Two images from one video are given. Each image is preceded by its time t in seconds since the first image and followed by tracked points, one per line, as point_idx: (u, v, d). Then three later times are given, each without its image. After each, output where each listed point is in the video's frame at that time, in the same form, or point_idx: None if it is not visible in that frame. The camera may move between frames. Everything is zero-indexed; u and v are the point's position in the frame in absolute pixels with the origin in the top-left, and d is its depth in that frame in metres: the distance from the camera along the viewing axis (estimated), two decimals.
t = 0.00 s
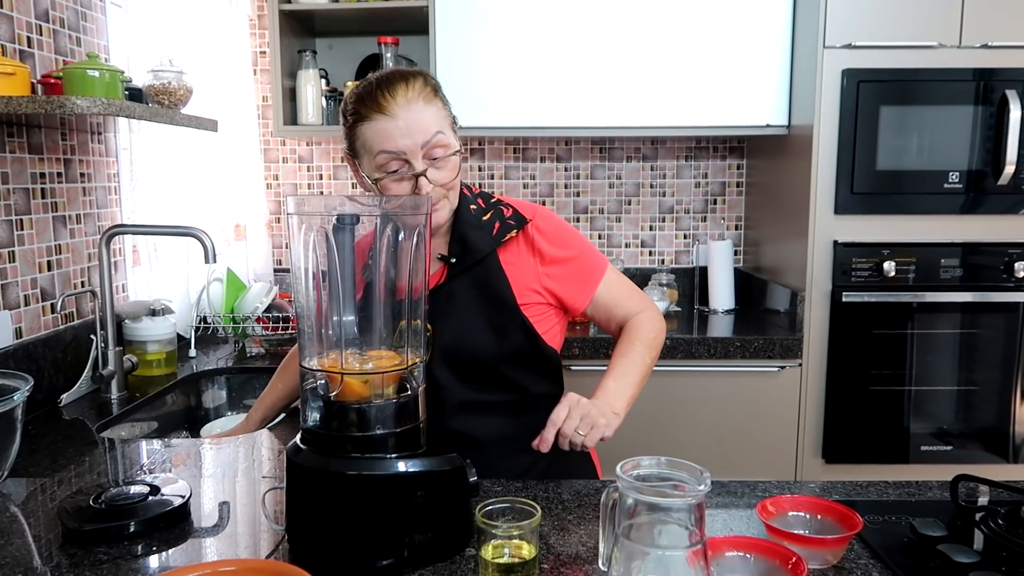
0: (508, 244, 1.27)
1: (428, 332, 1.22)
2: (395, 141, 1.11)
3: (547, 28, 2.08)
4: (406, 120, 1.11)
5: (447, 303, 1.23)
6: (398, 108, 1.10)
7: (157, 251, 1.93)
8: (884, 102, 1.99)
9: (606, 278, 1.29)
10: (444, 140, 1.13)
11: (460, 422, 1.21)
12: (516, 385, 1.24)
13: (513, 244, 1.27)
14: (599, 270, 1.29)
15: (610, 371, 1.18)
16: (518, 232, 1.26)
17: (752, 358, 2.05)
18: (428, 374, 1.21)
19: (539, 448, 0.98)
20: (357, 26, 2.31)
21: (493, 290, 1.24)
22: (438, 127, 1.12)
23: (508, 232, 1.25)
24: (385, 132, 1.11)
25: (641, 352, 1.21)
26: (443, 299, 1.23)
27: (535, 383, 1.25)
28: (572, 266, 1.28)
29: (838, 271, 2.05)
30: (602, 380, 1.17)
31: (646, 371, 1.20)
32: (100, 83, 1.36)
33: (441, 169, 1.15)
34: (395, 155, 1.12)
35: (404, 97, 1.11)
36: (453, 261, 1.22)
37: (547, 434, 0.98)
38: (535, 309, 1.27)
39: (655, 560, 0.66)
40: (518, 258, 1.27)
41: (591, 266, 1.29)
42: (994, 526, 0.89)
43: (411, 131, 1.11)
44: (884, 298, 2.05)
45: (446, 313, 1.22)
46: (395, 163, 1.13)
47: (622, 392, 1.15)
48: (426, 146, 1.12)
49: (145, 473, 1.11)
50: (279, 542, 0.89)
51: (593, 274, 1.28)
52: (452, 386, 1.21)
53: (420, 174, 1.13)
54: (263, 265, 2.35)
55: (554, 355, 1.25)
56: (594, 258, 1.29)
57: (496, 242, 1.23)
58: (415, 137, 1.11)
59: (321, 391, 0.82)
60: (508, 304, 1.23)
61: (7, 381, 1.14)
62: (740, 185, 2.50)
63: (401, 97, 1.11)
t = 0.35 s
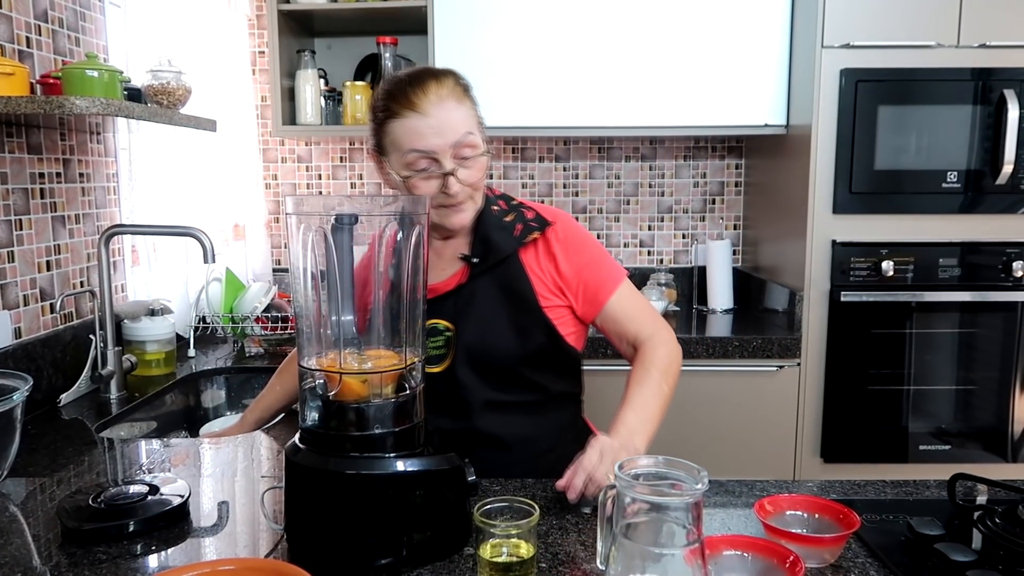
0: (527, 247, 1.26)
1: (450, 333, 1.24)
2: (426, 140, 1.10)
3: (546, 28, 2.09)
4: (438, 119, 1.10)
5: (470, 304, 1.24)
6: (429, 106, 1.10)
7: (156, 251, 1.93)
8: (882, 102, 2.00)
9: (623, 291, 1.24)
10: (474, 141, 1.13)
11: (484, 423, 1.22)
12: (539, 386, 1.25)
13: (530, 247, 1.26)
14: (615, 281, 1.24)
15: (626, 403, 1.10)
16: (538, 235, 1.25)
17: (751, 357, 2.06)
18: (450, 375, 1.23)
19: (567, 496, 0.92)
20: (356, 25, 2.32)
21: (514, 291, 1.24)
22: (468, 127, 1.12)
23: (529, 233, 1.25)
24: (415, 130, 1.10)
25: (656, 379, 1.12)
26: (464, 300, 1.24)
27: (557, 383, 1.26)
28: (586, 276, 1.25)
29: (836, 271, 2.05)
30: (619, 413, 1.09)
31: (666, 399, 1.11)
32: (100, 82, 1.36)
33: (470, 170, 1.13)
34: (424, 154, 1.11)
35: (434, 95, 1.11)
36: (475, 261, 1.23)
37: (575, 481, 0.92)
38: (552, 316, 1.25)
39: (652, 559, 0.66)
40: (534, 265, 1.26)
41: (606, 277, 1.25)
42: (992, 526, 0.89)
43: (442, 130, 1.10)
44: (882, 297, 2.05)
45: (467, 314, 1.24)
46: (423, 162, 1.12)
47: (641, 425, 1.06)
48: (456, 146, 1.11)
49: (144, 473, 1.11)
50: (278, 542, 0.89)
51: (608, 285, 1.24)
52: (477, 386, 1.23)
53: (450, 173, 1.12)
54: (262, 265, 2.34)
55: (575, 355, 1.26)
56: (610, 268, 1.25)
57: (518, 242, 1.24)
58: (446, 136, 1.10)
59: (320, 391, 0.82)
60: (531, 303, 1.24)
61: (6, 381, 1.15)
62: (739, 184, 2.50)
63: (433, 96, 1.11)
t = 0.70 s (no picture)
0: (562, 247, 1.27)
1: (481, 332, 1.24)
2: (457, 138, 1.13)
3: (543, 28, 2.09)
4: (471, 118, 1.12)
5: (502, 304, 1.24)
6: (464, 105, 1.12)
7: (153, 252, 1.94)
8: (879, 102, 2.00)
9: (660, 294, 1.23)
10: (506, 143, 1.15)
11: (510, 424, 1.22)
12: (571, 386, 1.25)
13: (564, 247, 1.26)
14: (652, 283, 1.23)
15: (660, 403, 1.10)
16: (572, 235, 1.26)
17: (749, 357, 2.06)
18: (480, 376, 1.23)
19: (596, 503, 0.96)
20: (353, 26, 2.32)
21: (547, 290, 1.24)
22: (501, 129, 1.14)
23: (563, 233, 1.25)
24: (448, 127, 1.13)
25: (691, 381, 1.12)
26: (495, 299, 1.24)
27: (588, 385, 1.26)
28: (621, 277, 1.24)
29: (833, 271, 2.05)
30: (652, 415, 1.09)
31: (700, 403, 1.12)
32: (97, 83, 1.36)
33: (499, 172, 1.16)
34: (455, 152, 1.14)
35: (470, 93, 1.13)
36: (507, 260, 1.24)
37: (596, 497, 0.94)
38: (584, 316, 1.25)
39: (649, 560, 0.66)
40: (570, 266, 1.26)
41: (641, 279, 1.24)
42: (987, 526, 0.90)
43: (474, 130, 1.13)
44: (879, 297, 2.05)
45: (497, 313, 1.24)
46: (454, 159, 1.15)
47: (674, 427, 1.07)
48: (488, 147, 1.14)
49: (142, 474, 1.11)
50: (276, 542, 0.89)
51: (643, 287, 1.23)
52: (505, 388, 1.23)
53: (478, 174, 1.15)
54: (260, 267, 2.28)
55: (609, 357, 1.25)
56: (645, 270, 1.25)
57: (551, 242, 1.24)
58: (478, 137, 1.13)
59: (318, 392, 0.83)
60: (563, 303, 1.23)
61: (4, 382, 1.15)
62: (737, 184, 2.51)
63: (469, 95, 1.13)
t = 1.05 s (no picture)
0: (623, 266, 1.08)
1: (527, 343, 1.07)
2: (527, 120, 0.99)
3: (542, 27, 2.09)
4: (544, 101, 0.99)
5: (552, 316, 1.07)
6: (538, 85, 0.99)
7: (151, 251, 1.93)
8: (877, 102, 2.00)
9: (704, 333, 1.04)
10: (579, 135, 1.00)
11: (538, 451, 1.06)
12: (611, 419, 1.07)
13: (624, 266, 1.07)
14: (697, 319, 1.04)
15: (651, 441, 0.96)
16: (637, 256, 1.07)
17: (747, 356, 2.06)
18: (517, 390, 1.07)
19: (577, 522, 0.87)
20: (351, 25, 2.31)
21: (604, 309, 1.07)
22: (576, 119, 1.00)
23: (627, 248, 1.07)
24: (515, 105, 0.99)
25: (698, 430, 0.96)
26: (547, 310, 1.08)
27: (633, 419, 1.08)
28: (667, 305, 1.05)
29: (831, 270, 2.05)
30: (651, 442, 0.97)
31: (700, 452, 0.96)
32: (94, 83, 1.35)
33: (566, 165, 1.01)
34: (519, 134, 0.99)
35: (551, 75, 0.99)
36: (567, 271, 1.07)
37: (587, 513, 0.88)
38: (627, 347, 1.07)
39: (645, 559, 0.65)
40: (620, 288, 1.07)
41: (689, 311, 1.05)
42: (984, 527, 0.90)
43: (544, 115, 0.99)
44: (876, 296, 2.05)
45: (547, 325, 1.07)
46: (519, 143, 1.00)
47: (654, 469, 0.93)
48: (558, 135, 0.99)
49: (139, 473, 1.11)
50: (274, 542, 0.89)
51: (692, 321, 1.04)
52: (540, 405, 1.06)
53: (540, 162, 1.00)
54: (257, 265, 2.33)
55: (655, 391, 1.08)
56: (698, 304, 1.05)
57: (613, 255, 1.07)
58: (548, 123, 0.99)
59: (314, 392, 0.83)
60: (616, 325, 1.06)
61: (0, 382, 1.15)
62: (735, 184, 2.51)
63: (545, 76, 0.99)
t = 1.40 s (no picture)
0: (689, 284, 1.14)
1: (575, 360, 1.15)
2: (601, 120, 1.05)
3: (542, 25, 2.08)
4: (621, 102, 1.04)
5: (603, 332, 1.14)
6: (619, 85, 1.04)
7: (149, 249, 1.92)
8: (877, 100, 2.00)
9: (724, 357, 1.10)
10: (651, 143, 1.06)
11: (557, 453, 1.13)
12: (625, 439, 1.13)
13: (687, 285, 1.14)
14: (724, 345, 1.10)
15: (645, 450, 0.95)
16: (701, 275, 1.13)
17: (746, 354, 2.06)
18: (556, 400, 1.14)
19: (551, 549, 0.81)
20: (349, 23, 2.31)
21: (652, 331, 1.12)
22: (650, 126, 1.05)
23: (690, 270, 1.13)
24: (595, 102, 1.05)
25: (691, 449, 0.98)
26: (598, 327, 1.15)
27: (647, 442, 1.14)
28: (704, 323, 1.11)
29: (831, 269, 2.05)
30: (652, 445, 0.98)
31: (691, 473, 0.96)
32: (91, 80, 1.35)
33: (636, 173, 1.07)
34: (592, 134, 1.06)
35: (633, 76, 1.05)
36: (623, 288, 1.14)
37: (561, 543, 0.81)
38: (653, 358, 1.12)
39: (643, 557, 0.65)
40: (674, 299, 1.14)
41: (723, 337, 1.11)
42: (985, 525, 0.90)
43: (621, 116, 1.04)
44: (876, 295, 2.05)
45: (598, 343, 1.14)
46: (592, 144, 1.07)
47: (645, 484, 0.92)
48: (630, 140, 1.05)
49: (137, 472, 1.11)
50: (272, 540, 0.89)
51: (718, 345, 1.10)
52: (570, 414, 1.13)
53: (610, 165, 1.06)
54: (256, 263, 2.33)
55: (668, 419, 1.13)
56: (734, 335, 1.11)
57: (675, 277, 1.12)
58: (623, 125, 1.05)
59: (311, 389, 0.82)
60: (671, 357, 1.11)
61: None
62: (734, 182, 2.51)
63: (627, 79, 1.05)
